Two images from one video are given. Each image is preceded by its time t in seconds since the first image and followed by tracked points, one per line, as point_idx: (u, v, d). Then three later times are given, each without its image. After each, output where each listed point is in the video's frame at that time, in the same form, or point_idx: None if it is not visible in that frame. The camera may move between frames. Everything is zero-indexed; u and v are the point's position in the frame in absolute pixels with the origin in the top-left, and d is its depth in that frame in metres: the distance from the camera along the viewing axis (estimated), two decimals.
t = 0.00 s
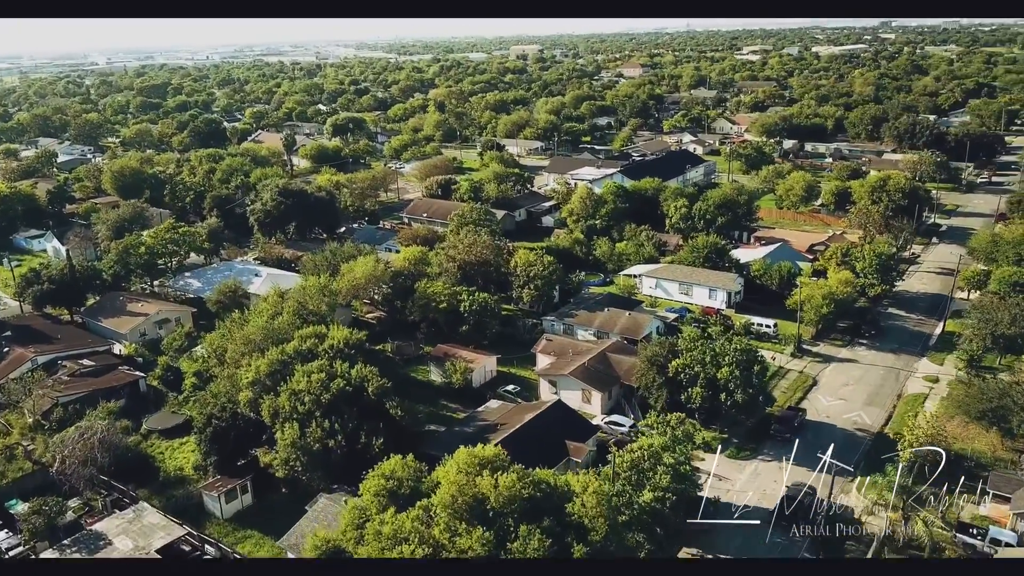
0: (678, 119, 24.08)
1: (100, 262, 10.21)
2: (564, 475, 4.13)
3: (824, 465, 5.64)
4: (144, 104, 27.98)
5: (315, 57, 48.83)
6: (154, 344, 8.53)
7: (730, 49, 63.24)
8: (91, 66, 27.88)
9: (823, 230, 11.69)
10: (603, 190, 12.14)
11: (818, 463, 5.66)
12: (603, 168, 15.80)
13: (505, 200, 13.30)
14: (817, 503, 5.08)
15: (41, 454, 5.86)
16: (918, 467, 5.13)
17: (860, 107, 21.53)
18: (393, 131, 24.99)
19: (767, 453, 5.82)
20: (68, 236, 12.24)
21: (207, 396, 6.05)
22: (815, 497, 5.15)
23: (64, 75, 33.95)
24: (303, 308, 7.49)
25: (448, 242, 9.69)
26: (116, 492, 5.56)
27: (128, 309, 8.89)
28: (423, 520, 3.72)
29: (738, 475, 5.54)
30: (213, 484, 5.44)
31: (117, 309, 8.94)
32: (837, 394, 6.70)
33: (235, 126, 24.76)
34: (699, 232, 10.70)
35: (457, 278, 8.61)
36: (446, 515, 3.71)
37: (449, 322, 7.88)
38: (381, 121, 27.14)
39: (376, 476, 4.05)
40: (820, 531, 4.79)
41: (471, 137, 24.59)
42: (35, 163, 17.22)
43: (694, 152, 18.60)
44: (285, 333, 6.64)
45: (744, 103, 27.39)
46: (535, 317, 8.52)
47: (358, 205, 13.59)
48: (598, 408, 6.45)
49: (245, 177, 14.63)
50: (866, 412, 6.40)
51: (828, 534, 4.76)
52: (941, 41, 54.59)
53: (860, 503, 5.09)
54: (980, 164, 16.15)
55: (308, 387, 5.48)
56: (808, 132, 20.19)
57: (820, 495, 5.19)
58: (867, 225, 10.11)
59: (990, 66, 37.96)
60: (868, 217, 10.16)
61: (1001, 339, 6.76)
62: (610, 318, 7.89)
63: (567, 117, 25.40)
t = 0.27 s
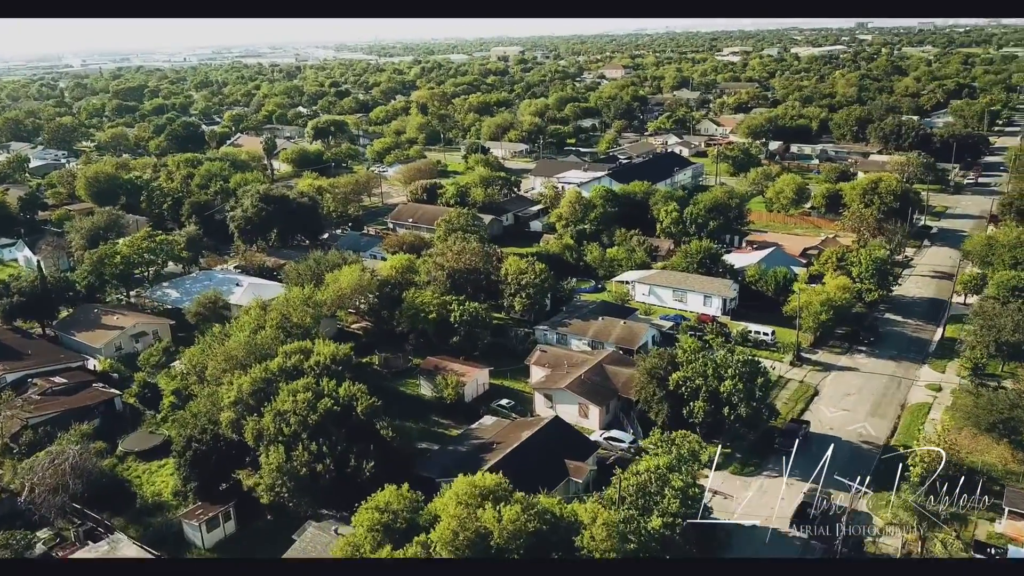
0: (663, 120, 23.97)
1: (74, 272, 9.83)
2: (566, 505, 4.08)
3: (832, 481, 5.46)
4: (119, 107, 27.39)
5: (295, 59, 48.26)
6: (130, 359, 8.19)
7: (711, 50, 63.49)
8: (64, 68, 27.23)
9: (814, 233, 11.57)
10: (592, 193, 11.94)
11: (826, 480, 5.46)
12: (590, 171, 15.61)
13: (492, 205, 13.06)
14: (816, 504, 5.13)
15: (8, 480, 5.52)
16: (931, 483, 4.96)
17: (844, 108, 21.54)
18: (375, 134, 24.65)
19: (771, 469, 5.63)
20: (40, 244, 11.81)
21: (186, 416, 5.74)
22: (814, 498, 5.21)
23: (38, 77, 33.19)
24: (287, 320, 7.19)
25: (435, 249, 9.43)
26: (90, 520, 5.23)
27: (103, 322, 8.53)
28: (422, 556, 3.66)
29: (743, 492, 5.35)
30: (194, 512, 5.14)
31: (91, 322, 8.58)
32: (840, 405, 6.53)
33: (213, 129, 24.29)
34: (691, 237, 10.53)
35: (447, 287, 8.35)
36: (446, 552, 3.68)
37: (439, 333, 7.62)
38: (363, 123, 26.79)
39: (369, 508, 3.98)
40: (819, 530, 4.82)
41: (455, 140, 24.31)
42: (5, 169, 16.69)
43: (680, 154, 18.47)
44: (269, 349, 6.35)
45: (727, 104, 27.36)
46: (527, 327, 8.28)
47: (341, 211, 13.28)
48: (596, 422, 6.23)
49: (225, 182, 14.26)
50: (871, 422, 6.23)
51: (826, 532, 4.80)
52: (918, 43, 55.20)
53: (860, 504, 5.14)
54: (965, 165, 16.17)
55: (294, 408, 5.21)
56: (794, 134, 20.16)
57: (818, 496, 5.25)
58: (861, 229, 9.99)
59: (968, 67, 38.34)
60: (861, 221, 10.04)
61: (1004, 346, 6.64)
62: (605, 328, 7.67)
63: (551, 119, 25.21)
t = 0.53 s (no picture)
0: (650, 122, 23.88)
1: (50, 281, 9.49)
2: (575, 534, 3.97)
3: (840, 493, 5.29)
4: (98, 109, 26.87)
5: (276, 60, 47.72)
6: (109, 372, 7.89)
7: (694, 51, 63.70)
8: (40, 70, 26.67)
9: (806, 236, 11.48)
10: (582, 196, 11.77)
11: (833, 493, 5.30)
12: (579, 173, 15.45)
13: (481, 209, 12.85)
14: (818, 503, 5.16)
15: None
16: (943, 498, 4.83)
17: (831, 109, 21.55)
18: (359, 136, 24.34)
19: (776, 483, 5.45)
20: (14, 252, 11.44)
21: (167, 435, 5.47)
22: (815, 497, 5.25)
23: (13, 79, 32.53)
24: (273, 332, 6.94)
25: (425, 255, 9.20)
26: (66, 547, 4.95)
27: (80, 334, 8.23)
28: None
29: (748, 507, 5.17)
30: (176, 538, 4.87)
31: (68, 334, 8.26)
32: (843, 414, 6.38)
33: (194, 132, 23.86)
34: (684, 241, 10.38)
35: (437, 294, 8.13)
36: None
37: (430, 343, 7.40)
38: (347, 125, 26.48)
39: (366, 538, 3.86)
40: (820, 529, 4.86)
41: (440, 142, 24.07)
42: None
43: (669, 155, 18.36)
44: (254, 363, 6.10)
45: (714, 105, 27.34)
46: (520, 335, 8.08)
47: (327, 216, 13.01)
48: (595, 436, 6.04)
49: (206, 187, 13.93)
50: (875, 432, 6.08)
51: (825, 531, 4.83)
52: (898, 44, 55.77)
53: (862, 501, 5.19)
54: (952, 165, 16.16)
55: (282, 426, 4.97)
56: (781, 135, 20.13)
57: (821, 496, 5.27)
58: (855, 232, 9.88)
59: (949, 68, 38.64)
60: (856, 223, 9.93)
61: (1008, 352, 6.52)
62: (600, 336, 7.48)
63: (537, 121, 25.02)
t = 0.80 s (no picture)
0: (637, 123, 23.78)
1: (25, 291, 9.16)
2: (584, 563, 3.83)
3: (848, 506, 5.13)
4: (75, 112, 26.34)
5: (258, 62, 47.21)
6: (87, 386, 7.59)
7: (677, 51, 63.86)
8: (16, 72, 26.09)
9: (798, 239, 11.41)
10: (573, 199, 11.59)
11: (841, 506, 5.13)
12: (568, 176, 15.28)
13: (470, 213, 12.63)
14: (817, 502, 5.21)
15: None
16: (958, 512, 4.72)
17: (818, 110, 21.55)
18: (344, 138, 24.03)
19: (783, 498, 5.27)
20: None
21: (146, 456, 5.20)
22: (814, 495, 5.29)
23: None
24: (258, 344, 6.68)
25: (414, 261, 8.97)
26: None
27: (56, 346, 7.91)
28: None
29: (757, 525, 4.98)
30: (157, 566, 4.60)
31: (43, 347, 7.94)
32: (847, 423, 6.23)
33: (175, 134, 23.42)
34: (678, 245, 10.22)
35: (428, 302, 7.90)
36: None
37: (421, 354, 7.17)
38: (331, 127, 26.16)
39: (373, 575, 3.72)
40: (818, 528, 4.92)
41: (426, 144, 23.81)
42: None
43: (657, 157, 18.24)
44: (238, 377, 5.85)
45: (700, 106, 27.32)
46: (513, 343, 7.87)
47: (312, 221, 12.73)
48: (594, 450, 5.84)
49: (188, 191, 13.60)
50: (880, 442, 5.93)
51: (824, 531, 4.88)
52: (879, 44, 56.26)
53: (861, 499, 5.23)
54: (940, 166, 16.17)
55: (269, 447, 4.73)
56: (768, 136, 20.09)
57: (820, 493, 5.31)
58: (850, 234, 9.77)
59: (930, 68, 38.96)
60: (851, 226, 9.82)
61: (1012, 360, 6.40)
62: (596, 344, 7.29)
63: (523, 122, 24.85)
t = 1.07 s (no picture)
0: (622, 124, 23.65)
1: None
2: None
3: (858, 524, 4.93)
4: (49, 115, 25.70)
5: (237, 63, 46.59)
6: (59, 405, 7.24)
7: (658, 52, 64.00)
8: None
9: (790, 242, 11.32)
10: (562, 204, 11.38)
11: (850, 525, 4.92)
12: (555, 179, 15.07)
13: (456, 218, 12.40)
14: (817, 501, 5.22)
15: None
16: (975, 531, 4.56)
17: (802, 111, 21.55)
18: (325, 141, 23.65)
19: (792, 517, 5.05)
20: None
21: (121, 484, 4.89)
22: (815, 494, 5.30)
23: None
24: (240, 359, 6.38)
25: (401, 269, 8.69)
26: None
27: (26, 363, 7.55)
28: None
29: (766, 548, 4.77)
30: None
31: (12, 363, 7.57)
32: (852, 437, 6.04)
33: (151, 138, 22.91)
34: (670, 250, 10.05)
35: (417, 312, 7.63)
36: None
37: (411, 367, 6.92)
38: (312, 130, 25.77)
39: None
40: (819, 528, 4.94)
41: (409, 146, 23.51)
42: None
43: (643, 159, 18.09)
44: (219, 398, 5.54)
45: (685, 107, 27.25)
46: (506, 354, 7.62)
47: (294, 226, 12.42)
48: (594, 468, 5.62)
49: (165, 197, 13.21)
50: (887, 454, 5.76)
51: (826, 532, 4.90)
52: (858, 45, 56.76)
53: (861, 498, 5.25)
54: (926, 167, 16.16)
55: (253, 473, 4.45)
56: (754, 137, 20.04)
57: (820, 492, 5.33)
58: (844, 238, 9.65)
59: (909, 69, 39.25)
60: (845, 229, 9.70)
61: (1018, 368, 6.26)
62: (592, 355, 7.07)
63: (507, 125, 24.61)
